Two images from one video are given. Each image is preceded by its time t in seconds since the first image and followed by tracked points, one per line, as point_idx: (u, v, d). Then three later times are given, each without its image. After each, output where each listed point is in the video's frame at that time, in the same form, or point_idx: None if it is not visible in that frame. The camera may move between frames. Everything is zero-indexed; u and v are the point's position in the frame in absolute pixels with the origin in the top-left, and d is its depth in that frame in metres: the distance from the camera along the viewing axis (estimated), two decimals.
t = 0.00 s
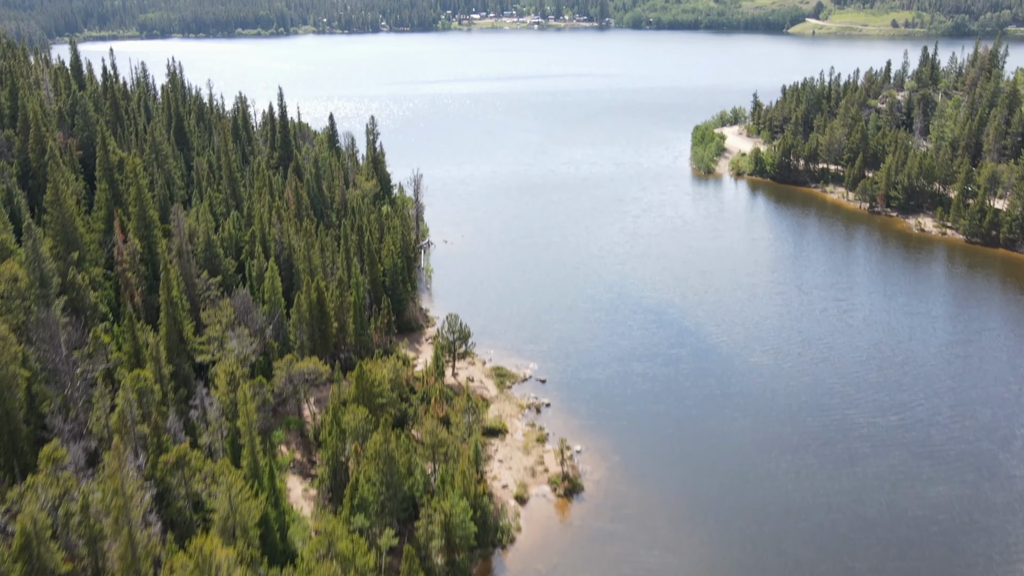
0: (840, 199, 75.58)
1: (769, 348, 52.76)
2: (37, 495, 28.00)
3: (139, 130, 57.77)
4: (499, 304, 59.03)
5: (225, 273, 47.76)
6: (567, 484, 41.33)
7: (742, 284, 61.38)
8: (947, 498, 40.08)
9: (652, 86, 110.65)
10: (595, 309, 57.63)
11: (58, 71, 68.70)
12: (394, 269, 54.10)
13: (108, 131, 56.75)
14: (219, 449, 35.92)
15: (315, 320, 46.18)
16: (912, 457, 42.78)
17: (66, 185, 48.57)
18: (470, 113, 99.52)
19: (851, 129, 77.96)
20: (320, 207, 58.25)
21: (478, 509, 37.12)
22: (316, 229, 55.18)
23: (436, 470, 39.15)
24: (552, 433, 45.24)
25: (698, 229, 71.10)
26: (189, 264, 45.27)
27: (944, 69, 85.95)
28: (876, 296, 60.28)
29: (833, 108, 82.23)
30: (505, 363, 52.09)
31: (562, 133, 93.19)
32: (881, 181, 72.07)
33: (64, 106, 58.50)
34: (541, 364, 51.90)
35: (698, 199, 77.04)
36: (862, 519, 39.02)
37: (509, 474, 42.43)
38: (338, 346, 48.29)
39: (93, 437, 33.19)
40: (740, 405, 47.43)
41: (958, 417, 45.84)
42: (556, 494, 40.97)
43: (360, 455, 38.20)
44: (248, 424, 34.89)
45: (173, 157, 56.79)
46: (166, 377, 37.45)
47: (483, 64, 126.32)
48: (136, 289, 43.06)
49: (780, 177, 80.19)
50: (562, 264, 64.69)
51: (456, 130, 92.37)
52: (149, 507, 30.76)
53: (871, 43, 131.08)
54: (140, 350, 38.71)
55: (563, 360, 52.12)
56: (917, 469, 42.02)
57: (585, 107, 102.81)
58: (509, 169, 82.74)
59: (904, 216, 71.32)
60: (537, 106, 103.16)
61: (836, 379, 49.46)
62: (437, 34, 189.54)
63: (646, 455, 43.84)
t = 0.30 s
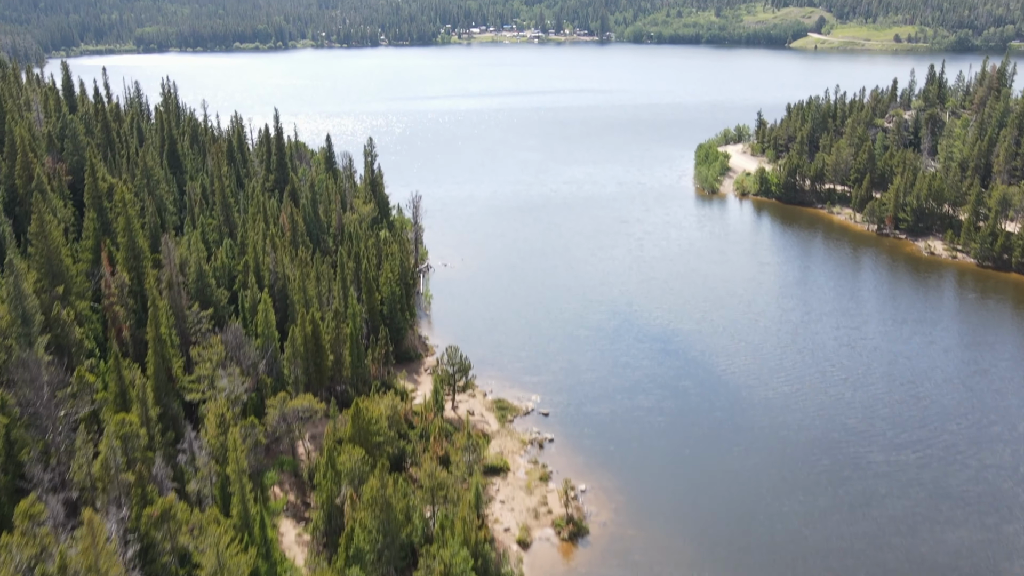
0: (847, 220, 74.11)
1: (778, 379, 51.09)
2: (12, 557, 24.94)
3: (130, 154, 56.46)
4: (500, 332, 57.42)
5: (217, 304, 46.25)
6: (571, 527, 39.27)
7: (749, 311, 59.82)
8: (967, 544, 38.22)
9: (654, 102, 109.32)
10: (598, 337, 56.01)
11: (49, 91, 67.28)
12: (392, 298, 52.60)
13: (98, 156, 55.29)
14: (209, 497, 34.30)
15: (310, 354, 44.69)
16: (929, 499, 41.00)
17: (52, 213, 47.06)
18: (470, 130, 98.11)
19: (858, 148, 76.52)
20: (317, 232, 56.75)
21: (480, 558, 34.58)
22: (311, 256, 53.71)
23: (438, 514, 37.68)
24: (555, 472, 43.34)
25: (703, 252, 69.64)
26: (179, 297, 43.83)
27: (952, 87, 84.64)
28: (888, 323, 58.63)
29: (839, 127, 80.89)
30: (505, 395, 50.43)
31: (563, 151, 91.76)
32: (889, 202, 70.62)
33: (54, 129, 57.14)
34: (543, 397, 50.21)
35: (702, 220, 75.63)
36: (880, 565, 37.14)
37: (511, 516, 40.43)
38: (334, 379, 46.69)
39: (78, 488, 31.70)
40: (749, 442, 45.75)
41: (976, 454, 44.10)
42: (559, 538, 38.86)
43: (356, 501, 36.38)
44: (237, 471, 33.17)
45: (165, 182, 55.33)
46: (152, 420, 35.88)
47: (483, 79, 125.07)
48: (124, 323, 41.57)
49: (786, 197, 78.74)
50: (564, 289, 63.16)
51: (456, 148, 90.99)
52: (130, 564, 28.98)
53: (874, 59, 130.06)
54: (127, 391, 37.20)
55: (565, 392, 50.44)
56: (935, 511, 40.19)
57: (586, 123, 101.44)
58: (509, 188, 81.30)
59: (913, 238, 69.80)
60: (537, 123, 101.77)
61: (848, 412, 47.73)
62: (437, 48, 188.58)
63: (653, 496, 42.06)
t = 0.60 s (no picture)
0: (854, 243, 72.55)
1: (788, 412, 49.35)
2: None
3: (122, 179, 55.02)
4: (501, 361, 55.77)
5: (208, 337, 44.62)
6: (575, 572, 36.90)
7: (757, 338, 58.15)
8: None
9: (656, 119, 107.96)
10: (602, 367, 54.33)
11: (40, 112, 65.85)
12: (389, 328, 50.93)
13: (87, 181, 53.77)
14: (196, 549, 32.47)
15: (304, 390, 43.03)
16: (949, 542, 39.10)
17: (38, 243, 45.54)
18: (470, 147, 96.70)
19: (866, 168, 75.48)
20: (312, 257, 55.16)
21: None
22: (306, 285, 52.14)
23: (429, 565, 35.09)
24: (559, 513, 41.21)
25: (708, 276, 68.10)
26: (168, 332, 42.30)
27: (959, 105, 83.28)
28: (899, 351, 56.92)
29: (845, 147, 79.53)
30: (506, 430, 48.68)
31: (565, 169, 90.30)
32: (897, 225, 69.12)
33: (44, 153, 55.71)
34: (544, 431, 48.47)
35: (707, 243, 74.09)
36: None
37: (512, 561, 38.06)
38: (330, 416, 45.05)
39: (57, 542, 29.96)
40: (759, 479, 43.92)
41: (995, 495, 42.34)
42: None
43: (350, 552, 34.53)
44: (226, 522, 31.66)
45: (156, 208, 53.80)
46: (137, 466, 34.18)
47: (483, 94, 123.84)
48: (111, 359, 39.83)
49: (792, 218, 77.23)
50: (566, 315, 61.52)
51: (456, 166, 89.58)
52: None
53: (878, 74, 129.06)
54: (111, 434, 35.48)
55: (568, 427, 48.71)
56: (956, 555, 38.31)
57: (587, 140, 100.05)
58: (510, 209, 79.85)
59: (923, 262, 68.21)
60: (538, 140, 100.40)
61: (861, 449, 45.97)
62: (436, 62, 187.61)
63: (661, 538, 40.05)
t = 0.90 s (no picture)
0: (862, 266, 71.00)
1: (799, 446, 47.60)
2: None
3: (111, 204, 53.61)
4: (501, 391, 53.96)
5: (198, 372, 43.04)
6: None
7: (765, 366, 56.39)
8: None
9: (658, 135, 106.60)
10: (605, 398, 52.54)
11: (31, 132, 64.47)
12: (386, 359, 49.31)
13: (76, 207, 52.33)
14: None
15: (298, 427, 41.40)
16: None
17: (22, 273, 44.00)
18: (469, 165, 95.28)
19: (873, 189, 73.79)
20: (308, 284, 53.67)
21: None
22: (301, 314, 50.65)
23: None
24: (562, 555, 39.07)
25: (713, 300, 66.51)
26: (156, 367, 40.72)
27: (967, 124, 81.89)
28: (912, 379, 55.09)
29: (851, 166, 78.11)
30: (506, 465, 46.83)
31: (566, 188, 88.89)
32: (907, 247, 67.59)
33: (33, 177, 54.27)
34: (546, 467, 46.61)
35: (712, 265, 72.54)
36: None
37: None
38: (324, 452, 43.46)
39: None
40: (770, 519, 41.97)
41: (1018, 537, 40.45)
42: None
43: None
44: None
45: (147, 234, 52.33)
46: (121, 514, 32.45)
47: (483, 110, 122.56)
48: (97, 398, 38.25)
49: (797, 239, 75.68)
50: (568, 341, 59.80)
51: (455, 185, 88.13)
52: None
53: (882, 90, 127.93)
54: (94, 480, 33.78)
55: (570, 463, 46.87)
56: None
57: (589, 157, 98.63)
58: (511, 229, 78.38)
59: (933, 286, 66.57)
60: (538, 157, 98.95)
61: (876, 486, 44.08)
62: (436, 75, 186.48)
63: None
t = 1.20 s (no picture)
0: (869, 289, 69.48)
1: (810, 482, 45.90)
2: None
3: (101, 230, 52.08)
4: (501, 422, 52.35)
5: (188, 409, 41.37)
6: None
7: (773, 395, 54.76)
8: None
9: (660, 152, 105.27)
10: (609, 431, 50.93)
11: (20, 153, 62.92)
12: (383, 392, 47.81)
13: (63, 233, 50.70)
14: None
15: (291, 466, 39.67)
16: None
17: (6, 304, 42.29)
18: (469, 183, 93.86)
19: (880, 210, 72.63)
20: (302, 312, 52.12)
21: None
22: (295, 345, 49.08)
23: None
24: None
25: (718, 325, 64.94)
26: (144, 405, 39.04)
27: (975, 143, 80.64)
28: (925, 409, 53.45)
29: (858, 186, 76.76)
30: (506, 502, 44.98)
31: (567, 206, 87.44)
32: (916, 270, 66.10)
33: (19, 201, 52.70)
34: (548, 505, 44.82)
35: (717, 288, 71.03)
36: None
37: None
38: (318, 490, 42.01)
39: None
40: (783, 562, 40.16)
41: None
42: None
43: None
44: None
45: (137, 261, 50.79)
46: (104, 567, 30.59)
47: (482, 125, 121.40)
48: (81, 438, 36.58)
49: (803, 261, 74.15)
50: (571, 368, 58.21)
51: (454, 204, 86.77)
52: None
53: (885, 105, 127.01)
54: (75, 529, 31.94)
55: (573, 500, 45.07)
56: None
57: (590, 174, 97.23)
58: (511, 250, 76.89)
59: (944, 310, 65.05)
60: (539, 174, 97.56)
61: (892, 527, 42.31)
62: (435, 89, 185.45)
63: None
